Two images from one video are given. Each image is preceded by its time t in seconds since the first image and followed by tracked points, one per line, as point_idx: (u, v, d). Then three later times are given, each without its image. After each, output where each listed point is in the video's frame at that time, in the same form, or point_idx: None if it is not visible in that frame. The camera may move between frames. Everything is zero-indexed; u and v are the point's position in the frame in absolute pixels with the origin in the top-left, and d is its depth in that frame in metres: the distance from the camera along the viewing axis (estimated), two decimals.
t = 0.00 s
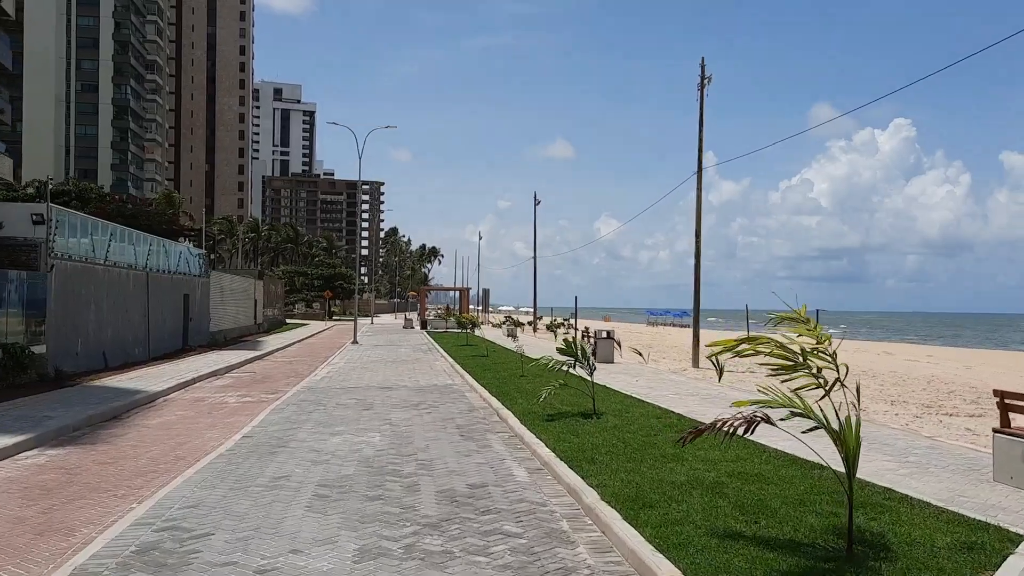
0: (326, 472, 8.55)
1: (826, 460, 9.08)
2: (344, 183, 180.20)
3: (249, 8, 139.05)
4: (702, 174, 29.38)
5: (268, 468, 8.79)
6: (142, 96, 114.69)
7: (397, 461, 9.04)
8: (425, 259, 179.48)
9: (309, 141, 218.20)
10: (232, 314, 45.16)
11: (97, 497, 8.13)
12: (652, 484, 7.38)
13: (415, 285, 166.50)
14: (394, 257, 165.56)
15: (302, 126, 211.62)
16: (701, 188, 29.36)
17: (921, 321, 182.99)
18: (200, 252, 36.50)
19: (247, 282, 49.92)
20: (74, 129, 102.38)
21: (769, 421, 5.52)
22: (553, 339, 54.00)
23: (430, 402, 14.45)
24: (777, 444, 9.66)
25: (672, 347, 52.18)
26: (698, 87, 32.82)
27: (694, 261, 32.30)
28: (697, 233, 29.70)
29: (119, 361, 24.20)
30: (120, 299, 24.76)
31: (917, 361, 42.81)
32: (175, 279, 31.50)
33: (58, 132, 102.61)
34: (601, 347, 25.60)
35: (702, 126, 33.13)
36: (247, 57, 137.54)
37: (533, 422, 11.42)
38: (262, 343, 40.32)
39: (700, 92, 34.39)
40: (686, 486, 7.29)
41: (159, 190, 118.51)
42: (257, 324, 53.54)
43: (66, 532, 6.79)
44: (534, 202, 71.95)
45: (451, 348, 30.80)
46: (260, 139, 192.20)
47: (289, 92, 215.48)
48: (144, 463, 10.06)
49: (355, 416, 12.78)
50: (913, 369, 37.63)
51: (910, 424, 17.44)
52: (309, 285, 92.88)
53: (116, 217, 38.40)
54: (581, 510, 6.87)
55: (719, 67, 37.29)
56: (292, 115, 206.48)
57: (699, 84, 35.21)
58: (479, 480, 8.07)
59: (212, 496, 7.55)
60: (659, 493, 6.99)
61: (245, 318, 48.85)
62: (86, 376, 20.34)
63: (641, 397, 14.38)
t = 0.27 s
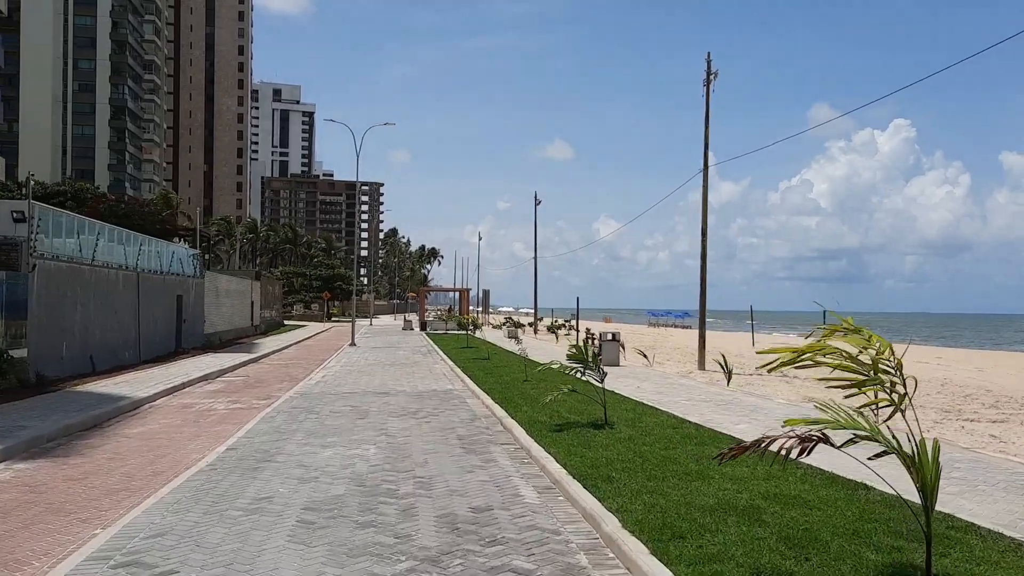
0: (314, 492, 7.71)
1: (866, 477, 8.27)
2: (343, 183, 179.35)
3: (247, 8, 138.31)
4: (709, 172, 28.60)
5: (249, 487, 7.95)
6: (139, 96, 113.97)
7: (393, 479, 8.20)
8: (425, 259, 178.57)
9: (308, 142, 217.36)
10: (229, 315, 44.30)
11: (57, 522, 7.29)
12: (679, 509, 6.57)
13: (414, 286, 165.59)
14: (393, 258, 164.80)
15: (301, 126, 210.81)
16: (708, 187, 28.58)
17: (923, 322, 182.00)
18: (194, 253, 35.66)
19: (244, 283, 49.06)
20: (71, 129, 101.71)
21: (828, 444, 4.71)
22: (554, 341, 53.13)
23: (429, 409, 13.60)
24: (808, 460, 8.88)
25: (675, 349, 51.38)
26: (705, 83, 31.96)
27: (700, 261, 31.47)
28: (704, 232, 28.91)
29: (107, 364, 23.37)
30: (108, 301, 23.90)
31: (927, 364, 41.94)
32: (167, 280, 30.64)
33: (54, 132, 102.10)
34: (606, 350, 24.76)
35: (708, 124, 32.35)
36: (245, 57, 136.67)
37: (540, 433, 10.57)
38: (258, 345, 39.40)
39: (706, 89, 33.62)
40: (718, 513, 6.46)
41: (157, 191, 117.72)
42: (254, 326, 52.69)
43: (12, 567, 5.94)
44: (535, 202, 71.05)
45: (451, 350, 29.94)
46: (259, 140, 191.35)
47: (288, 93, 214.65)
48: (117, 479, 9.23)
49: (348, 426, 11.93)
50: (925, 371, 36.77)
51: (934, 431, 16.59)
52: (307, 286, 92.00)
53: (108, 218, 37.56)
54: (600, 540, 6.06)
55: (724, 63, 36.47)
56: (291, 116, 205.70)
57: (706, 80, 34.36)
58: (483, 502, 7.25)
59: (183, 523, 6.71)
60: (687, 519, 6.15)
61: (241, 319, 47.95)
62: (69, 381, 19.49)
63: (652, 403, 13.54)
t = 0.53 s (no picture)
0: (298, 517, 6.87)
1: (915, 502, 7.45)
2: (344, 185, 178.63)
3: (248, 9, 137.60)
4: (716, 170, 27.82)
5: (225, 511, 7.11)
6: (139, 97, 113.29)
7: (387, 501, 7.38)
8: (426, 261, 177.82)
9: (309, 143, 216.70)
10: (225, 317, 43.50)
11: (6, 552, 6.46)
12: (711, 540, 5.76)
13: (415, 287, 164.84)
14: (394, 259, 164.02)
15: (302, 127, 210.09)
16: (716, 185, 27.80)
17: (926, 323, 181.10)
18: (189, 252, 34.82)
19: (242, 285, 48.26)
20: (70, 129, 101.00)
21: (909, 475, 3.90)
22: (557, 343, 52.26)
23: (428, 418, 12.77)
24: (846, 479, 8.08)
25: (679, 351, 50.53)
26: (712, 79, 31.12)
27: (707, 261, 30.65)
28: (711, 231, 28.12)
29: (95, 368, 22.53)
30: (96, 302, 23.05)
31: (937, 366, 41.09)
32: (161, 280, 29.80)
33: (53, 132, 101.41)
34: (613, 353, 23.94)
35: (715, 120, 31.57)
36: (246, 57, 135.85)
37: (548, 445, 9.72)
38: (254, 347, 38.59)
39: (712, 86, 32.84)
40: (760, 545, 5.64)
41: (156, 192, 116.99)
42: (252, 327, 51.81)
43: None
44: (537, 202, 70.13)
45: (451, 353, 29.10)
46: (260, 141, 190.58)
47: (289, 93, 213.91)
48: (84, 499, 8.39)
49: (341, 436, 11.10)
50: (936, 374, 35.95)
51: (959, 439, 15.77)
52: (307, 287, 91.21)
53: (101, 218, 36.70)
54: None
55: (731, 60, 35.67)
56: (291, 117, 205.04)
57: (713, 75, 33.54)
58: (488, 529, 6.42)
59: (144, 556, 5.86)
60: (725, 555, 5.35)
61: (238, 321, 47.06)
62: (52, 387, 18.64)
63: (666, 411, 12.69)
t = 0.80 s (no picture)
0: (278, 550, 6.00)
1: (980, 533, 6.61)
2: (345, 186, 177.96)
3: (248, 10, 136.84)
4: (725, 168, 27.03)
5: (194, 542, 6.24)
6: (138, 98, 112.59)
7: (381, 529, 6.52)
8: (427, 262, 177.06)
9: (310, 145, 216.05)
10: (223, 319, 42.68)
11: None
12: None
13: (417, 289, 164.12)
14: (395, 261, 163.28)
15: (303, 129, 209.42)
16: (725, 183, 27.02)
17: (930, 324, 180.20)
18: (184, 253, 34.00)
19: (240, 287, 47.43)
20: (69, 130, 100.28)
21: None
22: (561, 345, 51.34)
23: (428, 428, 11.92)
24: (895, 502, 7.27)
25: (686, 354, 49.62)
26: (721, 74, 30.25)
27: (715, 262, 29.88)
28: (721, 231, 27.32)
29: (83, 373, 21.70)
30: (85, 304, 22.23)
31: (949, 368, 40.29)
32: (154, 282, 28.99)
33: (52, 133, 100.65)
34: (620, 356, 23.12)
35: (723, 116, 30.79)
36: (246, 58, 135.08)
37: (559, 461, 8.84)
38: (252, 350, 37.73)
39: (720, 82, 32.06)
40: None
41: (156, 194, 116.28)
42: (251, 331, 50.93)
43: None
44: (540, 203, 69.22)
45: (453, 356, 28.24)
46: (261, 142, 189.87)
47: (290, 95, 213.21)
48: (42, 524, 7.51)
49: (334, 449, 10.25)
50: (950, 377, 35.14)
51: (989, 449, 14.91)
52: (307, 289, 90.45)
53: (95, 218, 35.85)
54: None
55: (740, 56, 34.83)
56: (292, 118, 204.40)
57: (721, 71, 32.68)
58: (495, 566, 5.56)
59: None
60: None
61: (236, 323, 46.18)
62: (35, 394, 17.81)
63: (682, 421, 11.85)
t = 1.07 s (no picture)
0: None
1: None
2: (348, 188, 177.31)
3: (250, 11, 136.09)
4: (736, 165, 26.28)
5: None
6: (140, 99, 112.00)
7: (373, 565, 5.68)
8: (430, 264, 176.27)
9: (312, 147, 215.39)
10: (223, 323, 41.93)
11: None
12: None
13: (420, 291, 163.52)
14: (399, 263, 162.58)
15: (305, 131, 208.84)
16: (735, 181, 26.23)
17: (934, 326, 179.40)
18: (181, 255, 33.23)
19: (240, 289, 46.66)
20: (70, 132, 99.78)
21: None
22: (567, 348, 50.38)
23: (430, 439, 11.08)
24: (955, 530, 6.49)
25: (694, 357, 48.68)
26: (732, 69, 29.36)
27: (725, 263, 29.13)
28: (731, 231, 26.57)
29: (72, 379, 20.89)
30: (75, 307, 21.42)
31: (963, 371, 39.43)
32: (148, 284, 28.19)
33: (54, 135, 100.14)
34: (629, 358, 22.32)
35: (733, 113, 30.03)
36: (249, 60, 134.45)
37: (574, 480, 8.00)
38: (251, 354, 36.91)
39: (731, 79, 31.31)
40: None
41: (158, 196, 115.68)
42: (251, 333, 50.07)
43: None
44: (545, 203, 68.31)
45: (456, 360, 27.44)
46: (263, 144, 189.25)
47: (292, 97, 212.66)
48: None
49: (328, 464, 9.40)
50: (966, 380, 34.26)
51: None
52: (310, 292, 89.75)
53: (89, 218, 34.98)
54: None
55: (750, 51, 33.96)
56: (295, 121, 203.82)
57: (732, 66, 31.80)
58: None
59: None
60: None
61: (236, 326, 45.32)
62: (18, 401, 16.99)
63: (703, 433, 11.05)
